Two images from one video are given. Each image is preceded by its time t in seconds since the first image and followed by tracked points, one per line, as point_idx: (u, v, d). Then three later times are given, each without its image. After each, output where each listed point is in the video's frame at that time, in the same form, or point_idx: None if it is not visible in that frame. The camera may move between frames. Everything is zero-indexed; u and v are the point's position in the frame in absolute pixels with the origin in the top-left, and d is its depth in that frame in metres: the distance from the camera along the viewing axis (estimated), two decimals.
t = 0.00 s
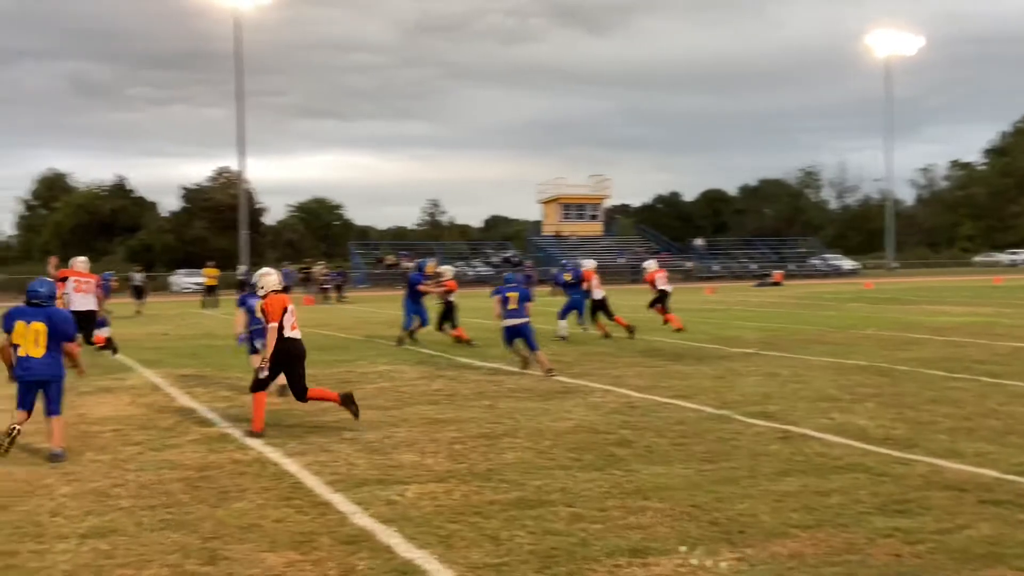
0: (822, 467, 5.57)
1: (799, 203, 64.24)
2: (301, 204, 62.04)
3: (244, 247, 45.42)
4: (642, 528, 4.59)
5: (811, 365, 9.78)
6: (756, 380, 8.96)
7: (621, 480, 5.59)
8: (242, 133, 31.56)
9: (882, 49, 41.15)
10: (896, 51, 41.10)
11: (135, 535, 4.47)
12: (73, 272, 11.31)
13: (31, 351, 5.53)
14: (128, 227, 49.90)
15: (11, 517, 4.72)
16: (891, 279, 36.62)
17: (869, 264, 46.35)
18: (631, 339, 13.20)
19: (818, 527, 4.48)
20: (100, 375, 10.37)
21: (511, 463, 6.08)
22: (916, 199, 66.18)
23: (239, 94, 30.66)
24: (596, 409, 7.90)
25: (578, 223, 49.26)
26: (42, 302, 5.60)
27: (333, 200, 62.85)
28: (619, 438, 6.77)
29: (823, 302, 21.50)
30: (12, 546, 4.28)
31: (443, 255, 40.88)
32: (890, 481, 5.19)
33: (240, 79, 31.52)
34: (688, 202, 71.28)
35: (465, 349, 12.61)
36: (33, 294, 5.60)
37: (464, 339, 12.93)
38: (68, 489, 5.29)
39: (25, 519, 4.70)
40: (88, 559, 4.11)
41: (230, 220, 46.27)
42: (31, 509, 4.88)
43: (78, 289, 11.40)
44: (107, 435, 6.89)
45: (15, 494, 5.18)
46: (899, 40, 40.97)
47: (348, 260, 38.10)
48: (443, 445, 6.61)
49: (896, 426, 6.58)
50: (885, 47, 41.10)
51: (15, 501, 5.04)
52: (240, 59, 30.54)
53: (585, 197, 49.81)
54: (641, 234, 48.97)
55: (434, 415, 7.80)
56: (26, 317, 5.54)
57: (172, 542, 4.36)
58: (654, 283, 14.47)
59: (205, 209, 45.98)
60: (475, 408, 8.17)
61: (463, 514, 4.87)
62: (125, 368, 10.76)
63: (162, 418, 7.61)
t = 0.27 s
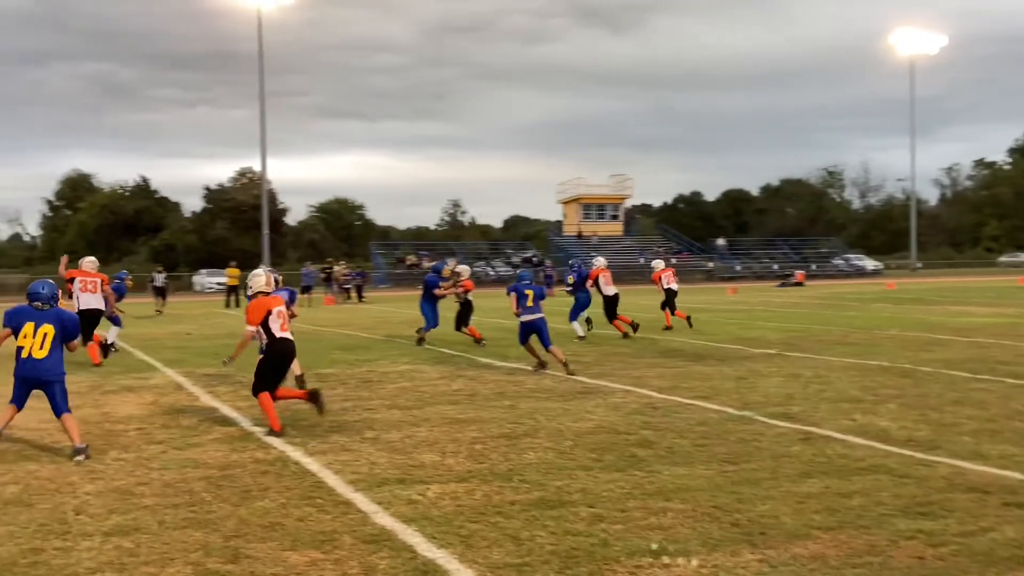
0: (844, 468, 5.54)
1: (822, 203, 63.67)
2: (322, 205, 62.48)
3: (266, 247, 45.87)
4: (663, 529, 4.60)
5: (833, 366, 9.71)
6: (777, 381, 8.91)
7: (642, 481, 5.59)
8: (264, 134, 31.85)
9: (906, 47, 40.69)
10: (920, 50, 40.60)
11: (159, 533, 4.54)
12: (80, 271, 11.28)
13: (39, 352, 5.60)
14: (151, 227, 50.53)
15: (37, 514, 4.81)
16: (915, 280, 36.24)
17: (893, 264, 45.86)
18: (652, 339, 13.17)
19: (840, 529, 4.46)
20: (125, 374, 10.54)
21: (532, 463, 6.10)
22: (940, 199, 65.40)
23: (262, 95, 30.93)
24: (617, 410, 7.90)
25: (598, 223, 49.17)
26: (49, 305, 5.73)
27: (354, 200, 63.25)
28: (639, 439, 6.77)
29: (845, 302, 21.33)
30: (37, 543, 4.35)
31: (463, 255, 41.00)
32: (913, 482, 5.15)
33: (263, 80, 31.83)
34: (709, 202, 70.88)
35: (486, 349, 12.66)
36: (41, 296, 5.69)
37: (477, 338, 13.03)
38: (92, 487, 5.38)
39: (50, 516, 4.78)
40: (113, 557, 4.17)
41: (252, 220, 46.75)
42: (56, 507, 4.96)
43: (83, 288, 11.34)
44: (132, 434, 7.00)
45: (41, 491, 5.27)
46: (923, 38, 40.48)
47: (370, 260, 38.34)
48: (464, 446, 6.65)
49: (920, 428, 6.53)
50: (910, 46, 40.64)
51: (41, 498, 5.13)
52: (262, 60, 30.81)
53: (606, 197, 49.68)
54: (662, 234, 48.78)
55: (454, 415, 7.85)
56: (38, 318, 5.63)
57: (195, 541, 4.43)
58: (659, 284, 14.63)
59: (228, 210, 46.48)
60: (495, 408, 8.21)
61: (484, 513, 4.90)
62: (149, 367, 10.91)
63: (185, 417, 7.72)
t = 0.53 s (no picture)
0: (868, 470, 5.50)
1: (846, 202, 63.03)
2: (344, 205, 62.93)
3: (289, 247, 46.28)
4: (685, 531, 4.59)
5: (857, 367, 9.62)
6: (801, 382, 8.84)
7: (664, 482, 5.58)
8: (287, 135, 32.14)
9: (931, 46, 40.16)
10: (946, 48, 40.05)
11: (183, 531, 4.60)
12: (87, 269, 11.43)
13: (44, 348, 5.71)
14: (175, 227, 51.20)
15: (62, 512, 4.89)
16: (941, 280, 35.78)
17: (918, 264, 45.30)
18: (675, 340, 13.12)
19: (864, 531, 4.43)
20: (150, 373, 10.69)
21: (553, 463, 6.12)
22: (966, 199, 64.51)
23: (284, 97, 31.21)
24: (638, 411, 7.89)
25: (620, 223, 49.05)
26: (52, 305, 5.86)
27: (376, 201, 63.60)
28: (662, 440, 6.75)
29: (870, 302, 21.11)
30: (63, 541, 4.41)
31: (485, 255, 41.08)
32: (938, 484, 5.10)
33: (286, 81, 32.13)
34: (732, 202, 70.39)
35: (507, 349, 12.70)
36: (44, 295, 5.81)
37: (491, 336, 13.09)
38: (117, 485, 5.45)
39: (75, 514, 4.85)
40: (137, 554, 4.23)
41: (275, 220, 47.25)
42: (81, 504, 5.03)
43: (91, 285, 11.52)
44: (156, 433, 7.09)
45: (66, 488, 5.36)
46: (949, 36, 39.92)
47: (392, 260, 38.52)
48: (485, 445, 6.68)
49: (945, 429, 6.45)
50: (935, 44, 40.10)
51: (66, 496, 5.21)
52: (285, 62, 31.09)
53: (628, 197, 49.49)
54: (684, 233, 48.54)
55: (475, 415, 7.88)
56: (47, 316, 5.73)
57: (218, 539, 4.48)
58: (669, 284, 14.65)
59: (251, 210, 46.99)
60: (517, 408, 8.23)
61: (505, 514, 4.92)
62: (173, 366, 11.06)
63: (209, 416, 7.82)
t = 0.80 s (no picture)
0: (898, 473, 5.43)
1: (876, 202, 62.26)
2: (372, 205, 63.43)
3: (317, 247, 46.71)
4: (713, 532, 4.58)
5: (887, 368, 9.51)
6: (830, 383, 8.75)
7: (691, 484, 5.57)
8: (315, 137, 32.48)
9: (963, 43, 39.51)
10: (978, 46, 39.36)
11: (211, 529, 4.67)
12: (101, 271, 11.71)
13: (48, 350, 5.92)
14: (205, 227, 51.89)
15: (93, 510, 4.98)
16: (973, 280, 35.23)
17: (950, 264, 44.60)
18: (703, 340, 13.05)
19: (893, 534, 4.39)
20: (179, 372, 10.86)
21: (579, 464, 6.13)
22: (1000, 198, 63.41)
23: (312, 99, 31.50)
24: (665, 412, 7.87)
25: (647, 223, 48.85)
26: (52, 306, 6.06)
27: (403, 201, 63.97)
28: (688, 441, 6.73)
29: (900, 303, 20.85)
30: (93, 538, 4.50)
31: (511, 255, 41.16)
32: (969, 488, 5.03)
33: (314, 83, 32.45)
34: (760, 202, 69.75)
35: (533, 349, 12.76)
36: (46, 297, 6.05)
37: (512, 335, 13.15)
38: (146, 484, 5.55)
39: (106, 512, 4.95)
40: (166, 553, 4.29)
41: (303, 220, 47.79)
42: (111, 503, 5.13)
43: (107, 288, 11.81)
44: (185, 432, 7.21)
45: (97, 487, 5.46)
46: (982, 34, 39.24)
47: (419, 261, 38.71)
48: (511, 446, 6.71)
49: (977, 432, 6.36)
50: (967, 42, 39.45)
51: (97, 494, 5.31)
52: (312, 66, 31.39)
53: (655, 197, 49.24)
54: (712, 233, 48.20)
55: (501, 416, 7.91)
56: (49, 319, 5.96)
57: (245, 537, 4.54)
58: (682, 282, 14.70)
59: (279, 210, 47.56)
60: (543, 408, 8.26)
61: (531, 514, 4.95)
62: (202, 365, 11.22)
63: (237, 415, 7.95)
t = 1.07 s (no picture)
0: (923, 474, 5.40)
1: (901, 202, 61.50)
2: (394, 206, 63.72)
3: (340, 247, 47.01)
4: (735, 533, 4.59)
5: (912, 369, 9.42)
6: (854, 384, 8.70)
7: (713, 484, 5.57)
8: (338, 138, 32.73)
9: (989, 42, 38.96)
10: (1005, 44, 38.78)
11: (237, 526, 4.74)
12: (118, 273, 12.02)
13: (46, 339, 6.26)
14: (229, 227, 52.41)
15: (119, 506, 5.06)
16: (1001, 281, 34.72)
17: (978, 265, 43.99)
18: (726, 341, 12.99)
19: (918, 535, 4.37)
20: (205, 371, 11.01)
21: (601, 464, 6.15)
22: None
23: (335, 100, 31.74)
24: (687, 412, 7.86)
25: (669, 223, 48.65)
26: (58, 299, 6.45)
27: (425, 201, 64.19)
28: (711, 441, 6.73)
29: (926, 303, 20.61)
30: (120, 535, 4.57)
31: (533, 255, 41.19)
32: (996, 490, 4.99)
33: (337, 83, 32.67)
34: (784, 202, 69.19)
35: (555, 349, 12.78)
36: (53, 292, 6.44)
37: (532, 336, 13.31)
38: (172, 481, 5.64)
39: (132, 509, 5.03)
40: (191, 549, 4.35)
41: (326, 220, 48.20)
42: (137, 500, 5.21)
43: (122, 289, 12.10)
44: (209, 430, 7.31)
45: (123, 484, 5.55)
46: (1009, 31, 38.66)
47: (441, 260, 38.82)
48: (533, 445, 6.75)
49: (1004, 433, 6.30)
50: (993, 40, 38.91)
51: (123, 491, 5.40)
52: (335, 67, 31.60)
53: (678, 197, 49.02)
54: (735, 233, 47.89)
55: (523, 415, 7.94)
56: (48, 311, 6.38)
57: (271, 534, 4.61)
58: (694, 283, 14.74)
59: (303, 210, 48.00)
60: (565, 408, 8.28)
61: (553, 514, 4.98)
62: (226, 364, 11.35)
63: (261, 414, 8.05)
